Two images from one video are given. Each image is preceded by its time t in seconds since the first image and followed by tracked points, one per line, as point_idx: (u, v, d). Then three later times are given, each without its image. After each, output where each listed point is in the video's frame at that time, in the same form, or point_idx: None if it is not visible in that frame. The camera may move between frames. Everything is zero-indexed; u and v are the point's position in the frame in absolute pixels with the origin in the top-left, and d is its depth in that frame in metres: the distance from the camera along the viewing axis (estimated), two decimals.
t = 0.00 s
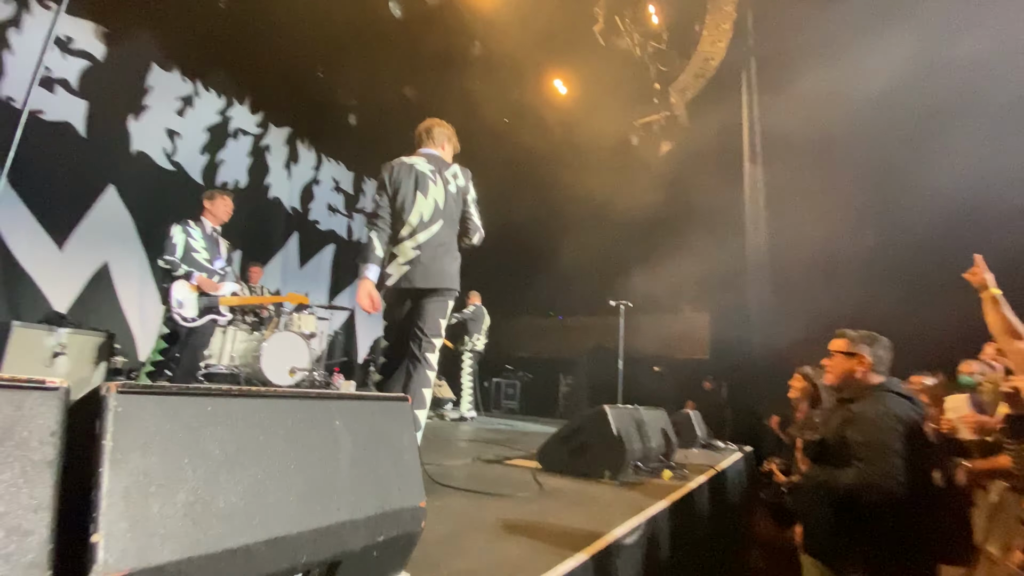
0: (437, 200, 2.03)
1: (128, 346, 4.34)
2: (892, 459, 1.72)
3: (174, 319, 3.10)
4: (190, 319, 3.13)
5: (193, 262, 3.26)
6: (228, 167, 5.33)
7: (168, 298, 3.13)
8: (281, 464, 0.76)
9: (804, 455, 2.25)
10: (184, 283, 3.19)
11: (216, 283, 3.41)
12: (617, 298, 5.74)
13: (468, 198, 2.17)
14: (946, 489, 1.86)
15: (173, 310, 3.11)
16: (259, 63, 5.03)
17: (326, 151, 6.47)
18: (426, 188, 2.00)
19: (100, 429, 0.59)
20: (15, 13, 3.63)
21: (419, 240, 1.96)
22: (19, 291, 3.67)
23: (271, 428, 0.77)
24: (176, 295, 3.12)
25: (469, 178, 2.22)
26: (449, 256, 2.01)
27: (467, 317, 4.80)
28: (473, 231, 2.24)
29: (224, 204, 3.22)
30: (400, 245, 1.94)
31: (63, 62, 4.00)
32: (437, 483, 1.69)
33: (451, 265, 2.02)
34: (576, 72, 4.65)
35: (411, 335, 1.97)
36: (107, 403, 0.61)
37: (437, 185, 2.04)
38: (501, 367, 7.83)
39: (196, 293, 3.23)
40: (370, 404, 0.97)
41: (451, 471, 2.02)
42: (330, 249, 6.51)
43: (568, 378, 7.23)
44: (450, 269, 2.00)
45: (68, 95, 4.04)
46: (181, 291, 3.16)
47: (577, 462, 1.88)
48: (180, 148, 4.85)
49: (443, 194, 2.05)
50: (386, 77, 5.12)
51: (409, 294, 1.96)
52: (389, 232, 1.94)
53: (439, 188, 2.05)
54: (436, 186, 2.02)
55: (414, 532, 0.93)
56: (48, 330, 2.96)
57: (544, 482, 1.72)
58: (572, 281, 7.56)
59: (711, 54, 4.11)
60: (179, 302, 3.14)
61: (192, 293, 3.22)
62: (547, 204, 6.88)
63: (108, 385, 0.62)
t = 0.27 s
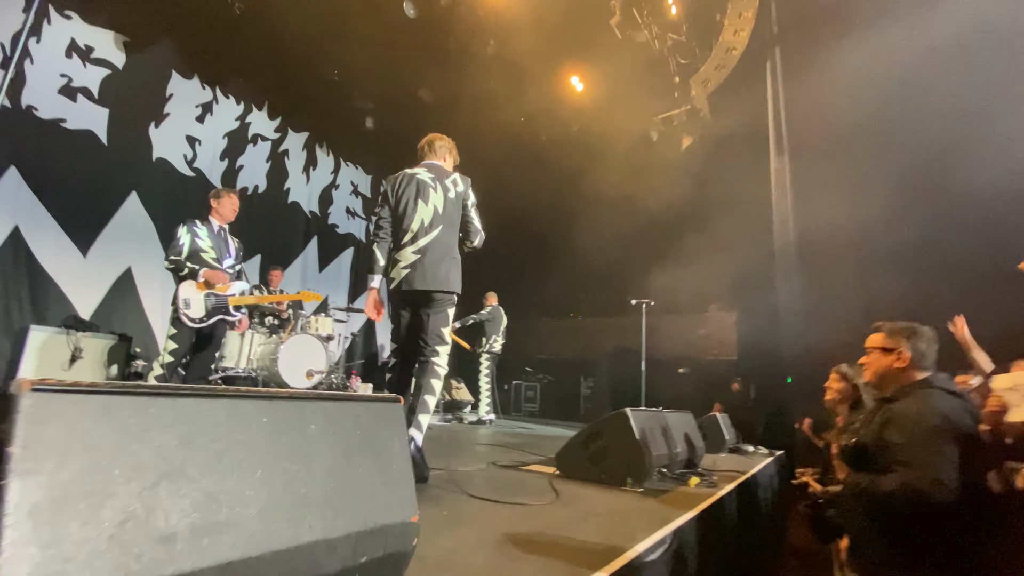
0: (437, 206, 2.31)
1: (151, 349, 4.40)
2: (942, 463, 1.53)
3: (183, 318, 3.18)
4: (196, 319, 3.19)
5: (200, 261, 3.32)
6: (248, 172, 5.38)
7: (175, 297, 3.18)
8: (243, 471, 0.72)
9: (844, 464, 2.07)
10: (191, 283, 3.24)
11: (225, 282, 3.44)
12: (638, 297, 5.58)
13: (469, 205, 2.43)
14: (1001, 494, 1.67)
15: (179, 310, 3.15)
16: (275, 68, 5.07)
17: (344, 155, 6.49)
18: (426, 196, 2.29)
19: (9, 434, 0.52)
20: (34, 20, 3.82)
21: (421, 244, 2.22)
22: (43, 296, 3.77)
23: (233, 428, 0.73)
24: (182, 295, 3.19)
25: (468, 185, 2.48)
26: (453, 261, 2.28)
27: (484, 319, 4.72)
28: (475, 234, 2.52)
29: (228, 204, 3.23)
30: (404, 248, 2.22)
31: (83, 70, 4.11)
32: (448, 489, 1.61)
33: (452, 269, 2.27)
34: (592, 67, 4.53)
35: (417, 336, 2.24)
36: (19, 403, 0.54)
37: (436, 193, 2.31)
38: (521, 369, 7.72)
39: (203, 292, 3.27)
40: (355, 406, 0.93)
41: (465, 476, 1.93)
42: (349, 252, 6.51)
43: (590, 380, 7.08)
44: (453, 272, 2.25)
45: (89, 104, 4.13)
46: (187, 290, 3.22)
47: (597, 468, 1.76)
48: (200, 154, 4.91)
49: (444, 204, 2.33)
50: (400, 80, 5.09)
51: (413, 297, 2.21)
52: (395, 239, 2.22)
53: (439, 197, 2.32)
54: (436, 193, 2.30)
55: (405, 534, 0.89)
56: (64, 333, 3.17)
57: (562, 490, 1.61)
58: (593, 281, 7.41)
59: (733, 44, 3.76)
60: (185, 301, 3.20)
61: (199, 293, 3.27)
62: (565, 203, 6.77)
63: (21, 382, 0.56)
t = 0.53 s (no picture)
0: (432, 202, 2.46)
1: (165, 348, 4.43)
2: (993, 460, 1.38)
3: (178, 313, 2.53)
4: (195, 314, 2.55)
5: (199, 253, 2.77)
6: (260, 171, 5.39)
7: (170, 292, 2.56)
8: (183, 465, 0.61)
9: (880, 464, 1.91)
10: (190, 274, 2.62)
11: (222, 275, 2.84)
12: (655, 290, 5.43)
13: (462, 199, 2.51)
14: None
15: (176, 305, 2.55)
16: (285, 66, 5.06)
17: (355, 153, 6.47)
18: (421, 193, 2.46)
19: None
20: (48, 25, 3.85)
21: (417, 239, 2.38)
22: (59, 295, 3.79)
23: (170, 423, 0.62)
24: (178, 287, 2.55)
25: (463, 179, 2.57)
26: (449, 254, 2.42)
27: (497, 314, 4.65)
28: (473, 228, 2.49)
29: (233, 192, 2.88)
30: (403, 245, 2.41)
31: (97, 72, 4.12)
32: (453, 489, 1.52)
33: (451, 262, 2.42)
34: (605, 55, 4.40)
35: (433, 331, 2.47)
36: None
37: (431, 190, 2.48)
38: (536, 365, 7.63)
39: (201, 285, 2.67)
40: (325, 397, 0.83)
41: (473, 475, 1.85)
42: (362, 249, 6.49)
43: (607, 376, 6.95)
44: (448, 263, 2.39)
45: (103, 105, 4.15)
46: (185, 281, 2.60)
47: (612, 467, 1.66)
48: (212, 154, 4.93)
49: (438, 200, 2.48)
50: (409, 75, 5.04)
51: (417, 290, 2.40)
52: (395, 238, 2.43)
53: (434, 194, 2.49)
54: (429, 190, 2.47)
55: (381, 542, 0.75)
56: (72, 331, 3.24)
57: (574, 490, 1.52)
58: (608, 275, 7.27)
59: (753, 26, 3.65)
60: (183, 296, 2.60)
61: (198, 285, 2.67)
62: (578, 197, 6.65)
63: None
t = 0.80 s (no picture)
0: (441, 213, 2.46)
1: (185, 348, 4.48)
2: None
3: (178, 311, 2.50)
4: (196, 311, 2.54)
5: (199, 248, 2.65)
6: (278, 172, 5.42)
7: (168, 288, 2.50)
8: (77, 463, 0.59)
9: (926, 461, 1.72)
10: (188, 270, 2.57)
11: (222, 269, 2.77)
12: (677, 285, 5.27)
13: (471, 209, 2.46)
14: None
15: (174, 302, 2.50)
16: (299, 66, 5.07)
17: (372, 152, 6.48)
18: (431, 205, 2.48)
19: None
20: (69, 32, 3.95)
21: (426, 250, 2.41)
22: (82, 297, 3.88)
23: (71, 413, 0.61)
24: (177, 286, 2.50)
25: (473, 189, 2.50)
26: (457, 263, 2.42)
27: (512, 311, 4.58)
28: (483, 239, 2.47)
29: (236, 184, 2.71)
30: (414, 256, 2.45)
31: (117, 77, 4.21)
32: (455, 489, 1.45)
33: (461, 271, 2.42)
34: (621, 45, 4.27)
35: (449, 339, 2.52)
36: None
37: (441, 200, 2.48)
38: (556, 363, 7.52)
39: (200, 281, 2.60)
40: (261, 388, 0.82)
41: (479, 475, 1.77)
42: (380, 249, 6.48)
43: (628, 374, 6.79)
44: (456, 274, 2.40)
45: (123, 110, 4.24)
46: (185, 279, 2.54)
47: (623, 467, 1.56)
48: (231, 156, 4.98)
49: (446, 210, 2.47)
50: (423, 72, 5.00)
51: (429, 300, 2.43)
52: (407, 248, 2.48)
53: (443, 205, 2.48)
54: (439, 201, 2.47)
55: (323, 554, 0.76)
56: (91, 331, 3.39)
57: (583, 492, 1.42)
58: (628, 271, 7.10)
59: (776, 8, 3.49)
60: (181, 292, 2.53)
61: (196, 280, 2.60)
62: (597, 192, 6.51)
63: None
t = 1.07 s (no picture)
0: (459, 219, 2.61)
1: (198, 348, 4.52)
2: None
3: (176, 310, 2.62)
4: (193, 308, 2.64)
5: (199, 245, 2.77)
6: (289, 173, 5.44)
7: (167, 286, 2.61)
8: None
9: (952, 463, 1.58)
10: (186, 270, 2.68)
11: (221, 266, 2.85)
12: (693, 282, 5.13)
13: (489, 216, 2.60)
14: None
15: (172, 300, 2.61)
16: (309, 67, 5.07)
17: (382, 152, 6.47)
18: (450, 211, 2.63)
19: None
20: (82, 37, 4.03)
21: (448, 254, 2.58)
22: (97, 299, 3.94)
23: None
24: (175, 284, 2.60)
25: (490, 196, 2.61)
26: (477, 266, 2.56)
27: (522, 310, 4.52)
28: (503, 245, 2.66)
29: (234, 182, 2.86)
30: (437, 259, 2.62)
31: (130, 82, 4.28)
32: (446, 488, 1.39)
33: (479, 272, 2.56)
34: (630, 36, 4.17)
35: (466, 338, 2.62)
36: None
37: (458, 206, 2.61)
38: (569, 362, 7.42)
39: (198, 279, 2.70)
40: (166, 377, 0.79)
41: (477, 474, 1.71)
42: (391, 248, 6.48)
43: (643, 373, 6.66)
44: (475, 276, 2.54)
45: (137, 113, 4.30)
46: (182, 278, 2.64)
47: (624, 468, 1.49)
48: (242, 157, 5.01)
49: (465, 217, 2.60)
50: (431, 70, 4.97)
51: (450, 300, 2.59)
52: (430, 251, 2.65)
53: (461, 211, 2.61)
54: (457, 207, 2.61)
55: (239, 553, 0.72)
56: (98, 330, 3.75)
57: (580, 494, 1.35)
58: (643, 268, 6.96)
59: None
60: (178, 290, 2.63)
61: (194, 278, 2.70)
62: (609, 189, 6.38)
63: None
